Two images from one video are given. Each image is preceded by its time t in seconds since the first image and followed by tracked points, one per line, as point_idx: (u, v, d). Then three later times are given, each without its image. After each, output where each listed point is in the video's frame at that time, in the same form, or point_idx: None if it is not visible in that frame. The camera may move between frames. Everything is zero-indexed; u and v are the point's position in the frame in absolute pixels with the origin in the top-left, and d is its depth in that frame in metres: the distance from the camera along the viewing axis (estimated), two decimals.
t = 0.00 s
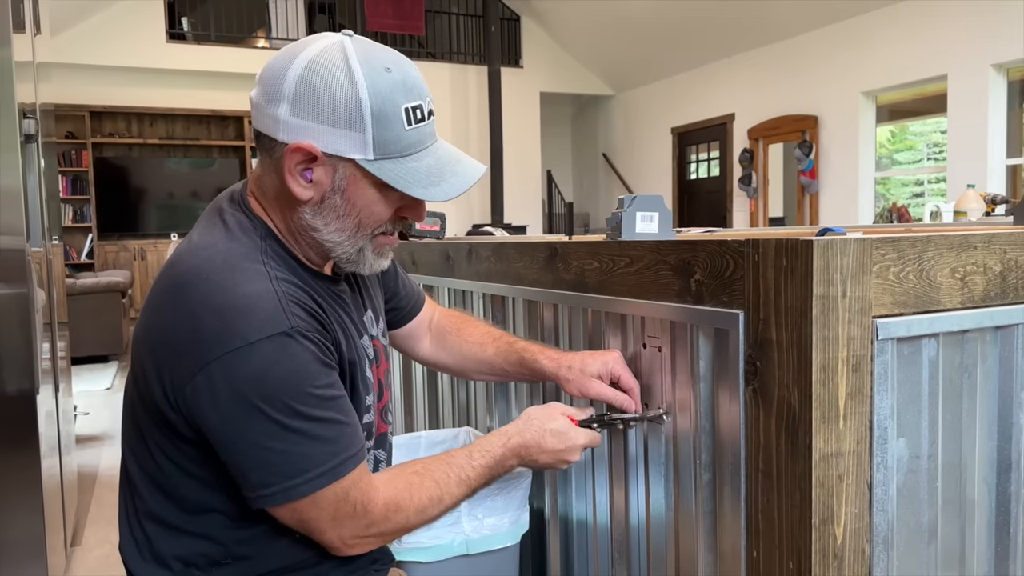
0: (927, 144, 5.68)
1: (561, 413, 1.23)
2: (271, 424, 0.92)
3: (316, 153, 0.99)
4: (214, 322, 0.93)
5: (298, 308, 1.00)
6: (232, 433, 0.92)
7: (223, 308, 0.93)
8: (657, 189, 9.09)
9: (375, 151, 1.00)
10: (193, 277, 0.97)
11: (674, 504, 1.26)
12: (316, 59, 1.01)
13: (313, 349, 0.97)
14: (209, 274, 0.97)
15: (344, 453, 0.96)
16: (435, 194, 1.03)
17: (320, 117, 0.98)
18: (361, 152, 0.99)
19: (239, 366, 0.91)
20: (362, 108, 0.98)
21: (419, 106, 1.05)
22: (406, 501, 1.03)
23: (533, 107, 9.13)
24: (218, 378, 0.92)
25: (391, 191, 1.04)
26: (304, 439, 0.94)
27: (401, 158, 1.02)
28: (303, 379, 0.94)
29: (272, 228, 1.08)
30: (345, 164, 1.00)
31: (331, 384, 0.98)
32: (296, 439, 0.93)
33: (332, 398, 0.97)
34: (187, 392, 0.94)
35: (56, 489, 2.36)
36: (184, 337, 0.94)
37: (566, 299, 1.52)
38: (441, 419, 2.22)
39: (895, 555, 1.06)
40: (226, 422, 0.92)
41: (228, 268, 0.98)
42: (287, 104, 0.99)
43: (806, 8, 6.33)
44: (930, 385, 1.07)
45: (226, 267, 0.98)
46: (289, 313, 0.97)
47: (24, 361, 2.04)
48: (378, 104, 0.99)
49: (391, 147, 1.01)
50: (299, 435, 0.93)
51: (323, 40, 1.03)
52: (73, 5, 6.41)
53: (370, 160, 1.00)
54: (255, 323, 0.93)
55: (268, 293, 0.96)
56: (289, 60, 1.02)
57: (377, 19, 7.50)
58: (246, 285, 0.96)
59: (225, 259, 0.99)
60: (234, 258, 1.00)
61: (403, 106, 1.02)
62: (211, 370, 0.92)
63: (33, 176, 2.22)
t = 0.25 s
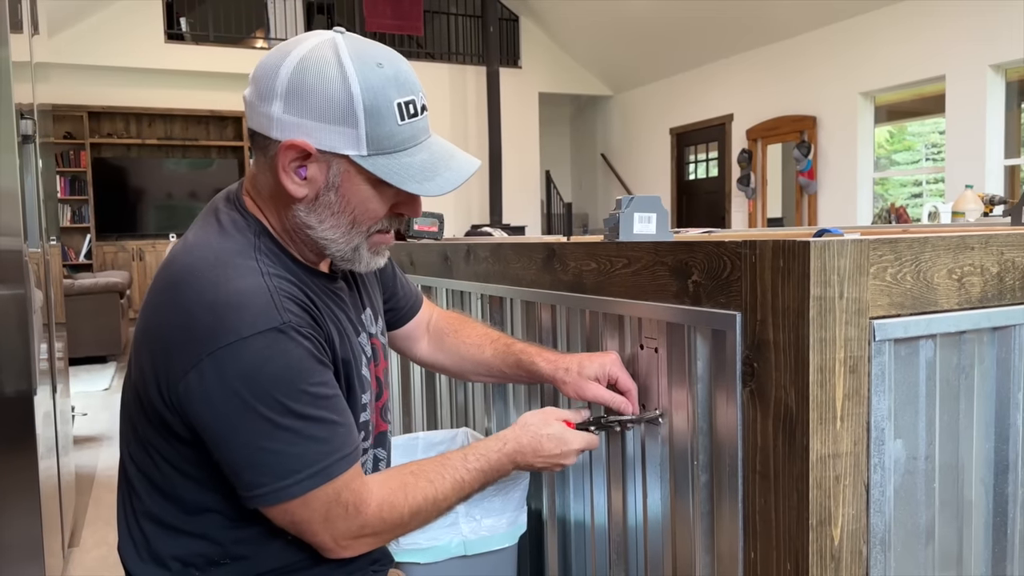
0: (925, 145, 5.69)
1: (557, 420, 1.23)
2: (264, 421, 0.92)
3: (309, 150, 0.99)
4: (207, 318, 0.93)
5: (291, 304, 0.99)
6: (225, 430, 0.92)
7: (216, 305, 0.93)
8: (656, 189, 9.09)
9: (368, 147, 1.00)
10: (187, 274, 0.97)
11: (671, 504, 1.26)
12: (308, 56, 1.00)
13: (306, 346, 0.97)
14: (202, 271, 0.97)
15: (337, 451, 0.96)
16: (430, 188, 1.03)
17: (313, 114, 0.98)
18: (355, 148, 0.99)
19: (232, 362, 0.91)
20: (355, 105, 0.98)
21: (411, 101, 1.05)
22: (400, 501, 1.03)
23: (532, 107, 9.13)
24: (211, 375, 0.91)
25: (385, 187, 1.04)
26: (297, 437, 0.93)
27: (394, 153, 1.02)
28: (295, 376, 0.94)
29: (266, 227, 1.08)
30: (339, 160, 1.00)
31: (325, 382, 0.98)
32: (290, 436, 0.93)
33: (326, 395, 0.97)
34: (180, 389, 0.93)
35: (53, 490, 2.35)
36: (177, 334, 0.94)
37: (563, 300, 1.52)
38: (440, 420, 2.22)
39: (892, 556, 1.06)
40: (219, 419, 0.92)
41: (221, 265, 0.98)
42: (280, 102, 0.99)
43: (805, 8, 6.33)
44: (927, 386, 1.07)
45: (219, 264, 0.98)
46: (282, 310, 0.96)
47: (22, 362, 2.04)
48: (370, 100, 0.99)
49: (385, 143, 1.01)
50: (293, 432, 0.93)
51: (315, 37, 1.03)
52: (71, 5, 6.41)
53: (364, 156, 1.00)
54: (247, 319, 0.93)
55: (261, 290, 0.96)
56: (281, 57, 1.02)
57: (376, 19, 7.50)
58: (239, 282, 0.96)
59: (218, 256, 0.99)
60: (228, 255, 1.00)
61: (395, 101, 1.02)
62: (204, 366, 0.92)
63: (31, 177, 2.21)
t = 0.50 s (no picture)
0: (924, 145, 5.69)
1: (558, 425, 1.23)
2: (259, 419, 0.92)
3: (305, 146, 0.99)
4: (203, 314, 0.93)
5: (288, 301, 0.99)
6: (220, 427, 0.92)
7: (212, 301, 0.93)
8: (655, 189, 9.10)
9: (364, 142, 1.00)
10: (184, 270, 0.97)
11: (669, 505, 1.26)
12: (303, 52, 1.01)
13: (302, 343, 0.96)
14: (199, 268, 0.96)
15: (331, 450, 0.95)
16: (426, 182, 1.02)
17: (308, 110, 0.98)
18: (350, 144, 0.99)
19: (227, 358, 0.91)
20: (351, 100, 0.98)
21: (407, 96, 1.05)
22: (396, 509, 1.03)
23: (531, 108, 9.13)
24: (207, 371, 0.91)
25: (382, 183, 1.04)
26: (292, 435, 0.93)
27: (390, 148, 1.02)
28: (291, 373, 0.94)
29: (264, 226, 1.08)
30: (335, 156, 1.00)
31: (320, 379, 0.98)
32: (285, 434, 0.93)
33: (322, 393, 0.97)
34: (176, 386, 0.93)
35: (52, 490, 2.35)
36: (173, 330, 0.94)
37: (562, 300, 1.52)
38: (438, 420, 2.22)
39: (890, 556, 1.06)
40: (215, 416, 0.92)
41: (218, 262, 0.98)
42: (275, 99, 0.99)
43: (804, 9, 6.33)
44: (926, 387, 1.07)
45: (216, 260, 0.98)
46: (278, 307, 0.96)
47: (20, 363, 2.04)
48: (366, 95, 0.99)
49: (380, 138, 1.01)
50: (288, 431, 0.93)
51: (310, 34, 1.03)
52: (70, 6, 6.40)
53: (360, 151, 1.00)
54: (243, 316, 0.93)
55: (257, 287, 0.96)
56: (277, 55, 1.02)
57: (375, 20, 7.49)
58: (235, 279, 0.96)
59: (215, 254, 0.99)
60: (225, 252, 0.99)
61: (390, 96, 1.02)
62: (200, 363, 0.91)
63: (29, 177, 2.21)
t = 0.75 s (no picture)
0: (923, 145, 5.69)
1: (557, 418, 1.23)
2: (262, 422, 0.92)
3: (309, 150, 0.99)
4: (205, 318, 0.92)
5: (290, 304, 0.99)
6: (222, 432, 0.92)
7: (214, 305, 0.93)
8: (654, 189, 9.10)
9: (368, 146, 0.99)
10: (186, 273, 0.97)
11: (669, 505, 1.26)
12: (307, 56, 1.01)
13: (303, 346, 0.96)
14: (201, 271, 0.96)
15: (334, 454, 0.95)
16: (429, 187, 1.02)
17: (311, 114, 0.98)
18: (354, 148, 0.99)
19: (229, 362, 0.91)
20: (354, 104, 0.98)
21: (410, 101, 1.05)
22: (397, 506, 1.03)
23: (530, 107, 9.12)
24: (209, 376, 0.91)
25: (385, 187, 1.04)
26: (294, 439, 0.93)
27: (394, 153, 1.02)
28: (294, 377, 0.93)
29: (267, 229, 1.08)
30: (338, 160, 1.00)
31: (323, 383, 0.98)
32: (288, 439, 0.93)
33: (324, 397, 0.97)
34: (178, 390, 0.93)
35: (50, 491, 2.34)
36: (175, 334, 0.94)
37: (561, 300, 1.52)
38: (438, 420, 2.22)
39: (890, 556, 1.06)
40: (217, 420, 0.92)
41: (220, 265, 0.98)
42: (279, 102, 0.99)
43: (803, 9, 6.34)
44: (925, 387, 1.07)
45: (218, 264, 0.98)
46: (281, 311, 0.96)
47: (19, 363, 2.03)
48: (370, 100, 0.99)
49: (384, 142, 1.01)
50: (290, 435, 0.93)
51: (314, 38, 1.03)
52: (69, 6, 6.40)
53: (363, 156, 1.00)
54: (245, 320, 0.93)
55: (259, 291, 0.96)
56: (281, 58, 1.02)
57: (374, 19, 7.48)
58: (238, 283, 0.96)
59: (217, 257, 0.99)
60: (227, 255, 0.99)
61: (394, 102, 1.02)
62: (202, 367, 0.91)
63: (28, 176, 2.20)
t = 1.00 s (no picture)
0: (922, 145, 5.69)
1: (555, 421, 1.23)
2: (259, 420, 0.92)
3: (310, 146, 0.98)
4: (203, 315, 0.92)
5: (288, 302, 0.99)
6: (220, 429, 0.92)
7: (213, 301, 0.93)
8: (653, 188, 9.10)
9: (369, 142, 0.99)
10: (185, 270, 0.97)
11: (668, 504, 1.26)
12: (308, 52, 1.01)
13: (302, 344, 0.96)
14: (200, 268, 0.96)
15: (332, 452, 0.95)
16: (430, 183, 1.02)
17: (312, 109, 0.98)
18: (355, 143, 0.99)
19: (227, 359, 0.91)
20: (355, 99, 0.98)
21: (411, 97, 1.04)
22: (397, 505, 1.03)
23: (529, 107, 9.12)
24: (207, 372, 0.91)
25: (385, 184, 1.04)
26: (292, 437, 0.93)
27: (395, 148, 1.02)
28: (292, 374, 0.93)
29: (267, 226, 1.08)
30: (339, 156, 1.00)
31: (321, 380, 0.98)
32: (286, 436, 0.93)
33: (322, 395, 0.97)
34: (176, 387, 0.93)
35: (49, 491, 2.34)
36: (173, 330, 0.94)
37: (560, 299, 1.52)
38: (436, 420, 2.22)
39: (888, 556, 1.06)
40: (215, 417, 0.91)
41: (219, 262, 0.98)
42: (280, 98, 0.99)
43: (802, 8, 6.34)
44: (925, 386, 1.07)
45: (217, 261, 0.98)
46: (279, 307, 0.96)
47: (18, 363, 2.03)
48: (371, 95, 0.99)
49: (385, 138, 1.01)
50: (289, 432, 0.93)
51: (315, 33, 1.03)
52: (67, 6, 6.40)
53: (365, 152, 1.00)
54: (243, 317, 0.93)
55: (258, 288, 0.96)
56: (281, 54, 1.02)
57: (373, 19, 7.47)
58: (236, 280, 0.96)
59: (216, 254, 0.99)
60: (225, 252, 0.99)
61: (395, 97, 1.02)
62: (200, 364, 0.91)
63: (26, 176, 2.20)
